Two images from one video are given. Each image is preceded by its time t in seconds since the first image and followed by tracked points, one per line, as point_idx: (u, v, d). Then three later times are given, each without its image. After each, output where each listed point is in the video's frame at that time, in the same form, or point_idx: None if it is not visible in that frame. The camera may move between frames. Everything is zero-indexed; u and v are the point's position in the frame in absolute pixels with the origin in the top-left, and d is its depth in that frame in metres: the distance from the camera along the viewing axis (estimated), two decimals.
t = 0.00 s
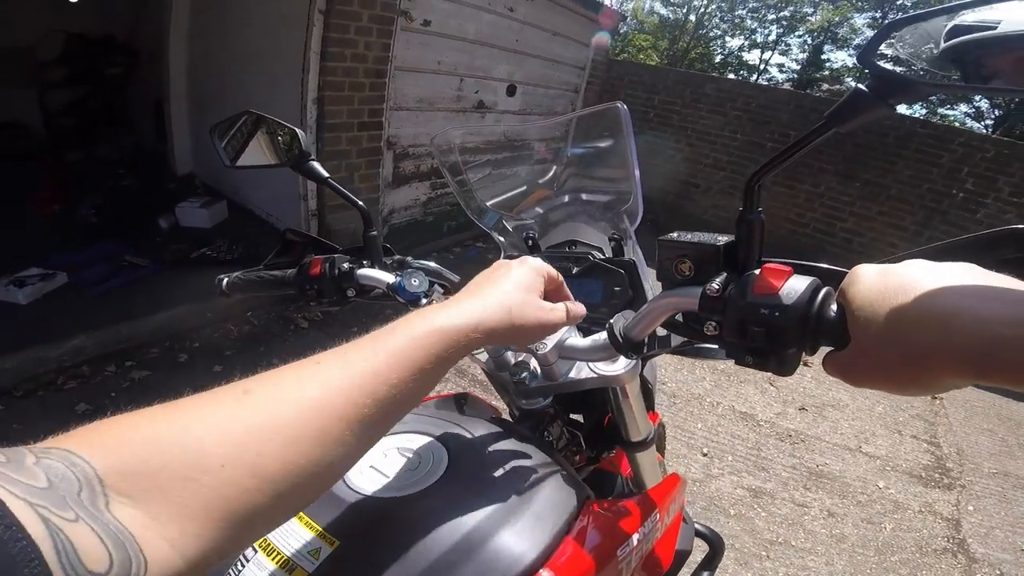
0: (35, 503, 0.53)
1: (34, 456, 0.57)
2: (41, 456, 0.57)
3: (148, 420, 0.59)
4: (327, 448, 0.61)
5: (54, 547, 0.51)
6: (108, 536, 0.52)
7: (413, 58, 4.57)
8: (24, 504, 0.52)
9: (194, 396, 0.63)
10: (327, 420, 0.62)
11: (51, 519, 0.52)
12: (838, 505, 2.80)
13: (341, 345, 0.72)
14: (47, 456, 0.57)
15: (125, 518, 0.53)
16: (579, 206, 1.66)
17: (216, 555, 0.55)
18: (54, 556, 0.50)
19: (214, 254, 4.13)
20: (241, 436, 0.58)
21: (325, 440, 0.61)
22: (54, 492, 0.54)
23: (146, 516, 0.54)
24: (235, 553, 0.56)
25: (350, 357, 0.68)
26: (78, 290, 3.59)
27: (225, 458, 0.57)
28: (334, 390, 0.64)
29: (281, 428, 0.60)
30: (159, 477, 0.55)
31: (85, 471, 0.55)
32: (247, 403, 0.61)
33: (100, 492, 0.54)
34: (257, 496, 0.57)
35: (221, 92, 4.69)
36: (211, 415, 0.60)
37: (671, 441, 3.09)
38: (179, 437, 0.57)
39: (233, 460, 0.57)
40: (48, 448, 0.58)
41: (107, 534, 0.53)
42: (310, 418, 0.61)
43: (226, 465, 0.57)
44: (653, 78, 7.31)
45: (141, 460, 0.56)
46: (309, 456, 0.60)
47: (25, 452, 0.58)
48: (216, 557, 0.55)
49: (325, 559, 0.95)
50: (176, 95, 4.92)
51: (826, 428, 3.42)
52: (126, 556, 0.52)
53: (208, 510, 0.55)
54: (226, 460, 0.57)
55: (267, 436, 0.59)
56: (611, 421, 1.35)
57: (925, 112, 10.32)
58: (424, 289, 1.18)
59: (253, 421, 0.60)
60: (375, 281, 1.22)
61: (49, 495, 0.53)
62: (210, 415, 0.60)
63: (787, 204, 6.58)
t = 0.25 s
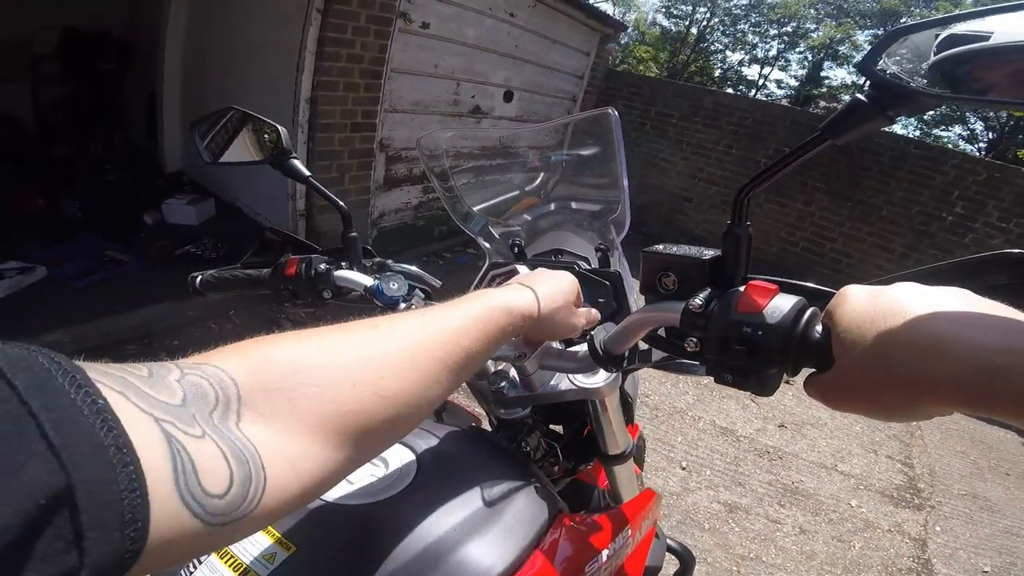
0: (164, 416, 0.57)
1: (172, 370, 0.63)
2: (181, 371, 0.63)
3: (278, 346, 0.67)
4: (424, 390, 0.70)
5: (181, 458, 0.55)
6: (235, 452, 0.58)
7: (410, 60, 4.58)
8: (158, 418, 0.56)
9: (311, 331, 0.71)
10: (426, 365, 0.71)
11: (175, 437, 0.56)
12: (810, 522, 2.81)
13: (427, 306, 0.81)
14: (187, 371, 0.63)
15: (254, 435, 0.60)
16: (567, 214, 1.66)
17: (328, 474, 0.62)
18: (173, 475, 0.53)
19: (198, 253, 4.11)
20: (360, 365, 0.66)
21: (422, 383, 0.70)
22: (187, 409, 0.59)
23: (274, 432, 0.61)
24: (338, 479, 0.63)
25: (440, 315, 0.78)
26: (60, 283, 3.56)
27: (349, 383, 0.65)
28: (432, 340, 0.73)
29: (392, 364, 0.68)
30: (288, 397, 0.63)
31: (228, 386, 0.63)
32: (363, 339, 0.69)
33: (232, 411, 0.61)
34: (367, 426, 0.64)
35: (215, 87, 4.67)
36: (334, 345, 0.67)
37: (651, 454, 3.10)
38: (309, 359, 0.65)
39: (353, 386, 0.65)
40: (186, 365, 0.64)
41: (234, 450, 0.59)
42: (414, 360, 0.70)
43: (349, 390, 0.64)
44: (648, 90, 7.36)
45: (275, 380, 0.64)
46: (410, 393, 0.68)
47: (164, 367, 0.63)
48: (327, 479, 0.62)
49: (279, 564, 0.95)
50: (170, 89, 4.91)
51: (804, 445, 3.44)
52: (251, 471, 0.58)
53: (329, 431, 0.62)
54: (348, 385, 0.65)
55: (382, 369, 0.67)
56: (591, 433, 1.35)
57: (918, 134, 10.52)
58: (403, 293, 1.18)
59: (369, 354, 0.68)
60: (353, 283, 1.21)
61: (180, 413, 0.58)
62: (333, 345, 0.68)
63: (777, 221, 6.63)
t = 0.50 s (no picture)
0: (170, 411, 0.56)
1: (178, 365, 0.63)
2: (186, 367, 0.63)
3: (282, 341, 0.66)
4: (427, 390, 0.69)
5: (183, 456, 0.55)
6: (237, 451, 0.58)
7: (413, 54, 4.57)
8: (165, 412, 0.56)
9: (314, 327, 0.70)
10: (431, 364, 0.70)
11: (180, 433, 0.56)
12: (797, 529, 2.81)
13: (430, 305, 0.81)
14: (191, 367, 0.63)
15: (258, 433, 0.59)
16: (573, 206, 1.61)
17: (331, 473, 0.61)
18: (175, 474, 0.53)
19: (199, 243, 4.12)
20: (365, 364, 0.66)
21: (426, 382, 0.69)
22: (193, 404, 0.59)
23: (277, 430, 0.60)
24: (340, 479, 0.62)
25: (445, 314, 0.77)
26: (60, 274, 3.57)
27: (353, 380, 0.64)
28: (436, 338, 0.73)
29: (397, 363, 0.68)
30: (292, 395, 0.62)
31: (233, 382, 0.62)
32: (366, 336, 0.69)
33: (238, 407, 0.60)
34: (371, 425, 0.64)
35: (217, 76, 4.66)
36: (339, 343, 0.67)
37: (644, 455, 3.10)
38: (314, 356, 0.64)
39: (358, 385, 0.64)
40: (191, 360, 0.64)
41: (236, 449, 0.58)
42: (419, 359, 0.70)
43: (353, 389, 0.64)
44: (654, 89, 7.33)
45: (280, 376, 0.63)
46: (414, 393, 0.68)
47: (169, 362, 0.63)
48: (329, 478, 0.61)
49: (277, 551, 0.95)
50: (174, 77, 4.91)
51: (796, 452, 3.44)
52: (252, 472, 0.58)
53: (333, 430, 0.61)
54: (353, 384, 0.64)
55: (387, 368, 0.67)
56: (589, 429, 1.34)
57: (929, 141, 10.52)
58: (407, 280, 1.18)
59: (374, 351, 0.67)
60: (356, 270, 1.21)
61: (187, 408, 0.58)
62: (337, 342, 0.67)
63: (781, 224, 6.61)
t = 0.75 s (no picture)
0: (185, 406, 0.57)
1: (197, 357, 0.63)
2: (203, 360, 0.63)
3: (299, 337, 0.67)
4: (441, 390, 0.70)
5: (196, 452, 0.55)
6: (252, 447, 0.59)
7: (429, 49, 4.57)
8: (179, 406, 0.56)
9: (330, 323, 0.71)
10: (445, 364, 0.71)
11: (194, 428, 0.56)
12: (790, 537, 2.81)
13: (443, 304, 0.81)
14: (209, 360, 0.63)
15: (273, 430, 0.60)
16: (585, 207, 1.62)
17: (345, 470, 0.62)
18: (187, 471, 0.53)
19: (210, 228, 4.15)
20: (381, 363, 0.67)
21: (440, 383, 0.70)
22: (209, 398, 0.59)
23: (294, 427, 0.61)
24: (354, 476, 0.63)
25: (459, 314, 0.78)
26: (72, 252, 3.60)
27: (370, 378, 0.65)
28: (450, 339, 0.74)
29: (412, 362, 0.68)
30: (309, 392, 0.63)
31: (250, 378, 0.62)
32: (382, 334, 0.70)
33: (254, 402, 0.61)
34: (386, 423, 0.65)
35: (235, 64, 4.69)
36: (356, 340, 0.67)
37: (642, 458, 3.11)
38: (332, 353, 0.65)
39: (374, 383, 0.65)
40: (207, 353, 0.64)
41: (250, 445, 0.59)
42: (434, 359, 0.71)
43: (369, 387, 0.65)
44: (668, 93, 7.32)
45: (296, 372, 0.63)
46: (428, 393, 0.69)
47: (186, 354, 0.64)
48: (344, 475, 0.62)
49: (278, 540, 0.96)
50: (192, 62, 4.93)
51: (794, 460, 3.43)
52: (266, 469, 0.58)
53: (349, 427, 0.62)
54: (369, 382, 0.65)
55: (402, 367, 0.67)
56: (590, 431, 1.34)
57: (946, 151, 10.45)
58: (418, 275, 1.19)
59: (390, 350, 0.68)
60: (368, 262, 1.22)
61: (202, 402, 0.58)
62: (354, 340, 0.68)
63: (790, 232, 6.60)
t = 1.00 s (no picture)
0: (190, 398, 0.58)
1: (204, 349, 0.64)
2: (211, 351, 0.64)
3: (305, 331, 0.68)
4: (445, 386, 0.71)
5: (199, 443, 0.56)
6: (256, 440, 0.59)
7: (442, 48, 4.59)
8: (184, 397, 0.57)
9: (336, 318, 0.72)
10: (450, 360, 0.73)
11: (197, 420, 0.57)
12: (786, 542, 2.81)
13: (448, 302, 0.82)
14: (216, 351, 0.64)
15: (278, 423, 0.61)
16: (592, 211, 1.62)
17: (350, 463, 0.63)
18: (189, 463, 0.54)
19: (218, 220, 4.17)
20: (387, 357, 0.67)
21: (444, 379, 0.71)
22: (214, 390, 0.60)
23: (299, 420, 0.61)
24: (358, 469, 0.64)
25: (463, 313, 0.79)
26: (81, 240, 3.63)
27: (376, 373, 0.66)
28: (454, 335, 0.75)
29: (417, 358, 0.69)
30: (315, 385, 0.63)
31: (256, 370, 0.63)
32: (388, 330, 0.70)
33: (260, 395, 0.62)
34: (391, 417, 0.66)
35: (249, 57, 4.71)
36: (362, 335, 0.68)
37: (641, 462, 3.11)
38: (339, 347, 0.66)
39: (380, 378, 0.66)
40: (215, 345, 0.65)
41: (254, 438, 0.59)
42: (439, 355, 0.72)
43: (375, 381, 0.66)
44: (679, 98, 7.32)
45: (303, 365, 0.64)
46: (433, 388, 0.70)
47: (194, 346, 0.65)
48: (349, 468, 0.63)
49: (276, 533, 0.96)
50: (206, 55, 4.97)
51: (792, 466, 3.43)
52: (270, 462, 0.59)
53: (354, 420, 0.63)
54: (375, 376, 0.66)
55: (408, 361, 0.68)
56: (590, 433, 1.35)
57: (957, 162, 10.38)
58: (425, 273, 1.20)
59: (396, 346, 0.69)
60: (377, 259, 1.23)
61: (207, 394, 0.59)
62: (360, 334, 0.69)
63: (797, 241, 6.58)
